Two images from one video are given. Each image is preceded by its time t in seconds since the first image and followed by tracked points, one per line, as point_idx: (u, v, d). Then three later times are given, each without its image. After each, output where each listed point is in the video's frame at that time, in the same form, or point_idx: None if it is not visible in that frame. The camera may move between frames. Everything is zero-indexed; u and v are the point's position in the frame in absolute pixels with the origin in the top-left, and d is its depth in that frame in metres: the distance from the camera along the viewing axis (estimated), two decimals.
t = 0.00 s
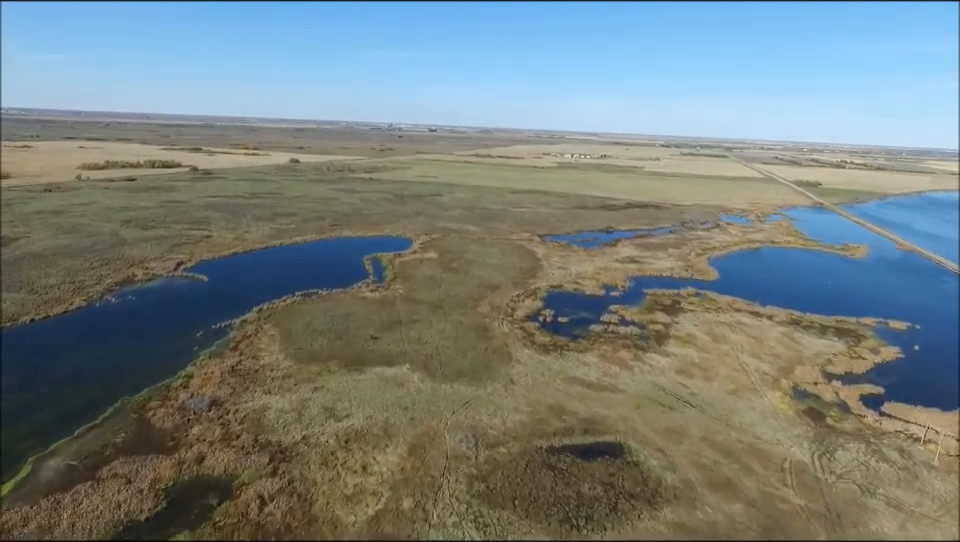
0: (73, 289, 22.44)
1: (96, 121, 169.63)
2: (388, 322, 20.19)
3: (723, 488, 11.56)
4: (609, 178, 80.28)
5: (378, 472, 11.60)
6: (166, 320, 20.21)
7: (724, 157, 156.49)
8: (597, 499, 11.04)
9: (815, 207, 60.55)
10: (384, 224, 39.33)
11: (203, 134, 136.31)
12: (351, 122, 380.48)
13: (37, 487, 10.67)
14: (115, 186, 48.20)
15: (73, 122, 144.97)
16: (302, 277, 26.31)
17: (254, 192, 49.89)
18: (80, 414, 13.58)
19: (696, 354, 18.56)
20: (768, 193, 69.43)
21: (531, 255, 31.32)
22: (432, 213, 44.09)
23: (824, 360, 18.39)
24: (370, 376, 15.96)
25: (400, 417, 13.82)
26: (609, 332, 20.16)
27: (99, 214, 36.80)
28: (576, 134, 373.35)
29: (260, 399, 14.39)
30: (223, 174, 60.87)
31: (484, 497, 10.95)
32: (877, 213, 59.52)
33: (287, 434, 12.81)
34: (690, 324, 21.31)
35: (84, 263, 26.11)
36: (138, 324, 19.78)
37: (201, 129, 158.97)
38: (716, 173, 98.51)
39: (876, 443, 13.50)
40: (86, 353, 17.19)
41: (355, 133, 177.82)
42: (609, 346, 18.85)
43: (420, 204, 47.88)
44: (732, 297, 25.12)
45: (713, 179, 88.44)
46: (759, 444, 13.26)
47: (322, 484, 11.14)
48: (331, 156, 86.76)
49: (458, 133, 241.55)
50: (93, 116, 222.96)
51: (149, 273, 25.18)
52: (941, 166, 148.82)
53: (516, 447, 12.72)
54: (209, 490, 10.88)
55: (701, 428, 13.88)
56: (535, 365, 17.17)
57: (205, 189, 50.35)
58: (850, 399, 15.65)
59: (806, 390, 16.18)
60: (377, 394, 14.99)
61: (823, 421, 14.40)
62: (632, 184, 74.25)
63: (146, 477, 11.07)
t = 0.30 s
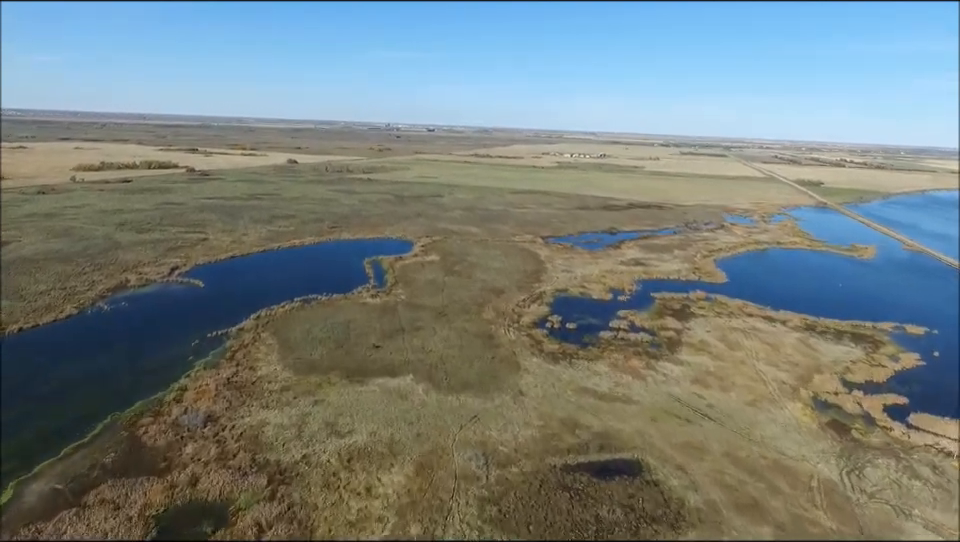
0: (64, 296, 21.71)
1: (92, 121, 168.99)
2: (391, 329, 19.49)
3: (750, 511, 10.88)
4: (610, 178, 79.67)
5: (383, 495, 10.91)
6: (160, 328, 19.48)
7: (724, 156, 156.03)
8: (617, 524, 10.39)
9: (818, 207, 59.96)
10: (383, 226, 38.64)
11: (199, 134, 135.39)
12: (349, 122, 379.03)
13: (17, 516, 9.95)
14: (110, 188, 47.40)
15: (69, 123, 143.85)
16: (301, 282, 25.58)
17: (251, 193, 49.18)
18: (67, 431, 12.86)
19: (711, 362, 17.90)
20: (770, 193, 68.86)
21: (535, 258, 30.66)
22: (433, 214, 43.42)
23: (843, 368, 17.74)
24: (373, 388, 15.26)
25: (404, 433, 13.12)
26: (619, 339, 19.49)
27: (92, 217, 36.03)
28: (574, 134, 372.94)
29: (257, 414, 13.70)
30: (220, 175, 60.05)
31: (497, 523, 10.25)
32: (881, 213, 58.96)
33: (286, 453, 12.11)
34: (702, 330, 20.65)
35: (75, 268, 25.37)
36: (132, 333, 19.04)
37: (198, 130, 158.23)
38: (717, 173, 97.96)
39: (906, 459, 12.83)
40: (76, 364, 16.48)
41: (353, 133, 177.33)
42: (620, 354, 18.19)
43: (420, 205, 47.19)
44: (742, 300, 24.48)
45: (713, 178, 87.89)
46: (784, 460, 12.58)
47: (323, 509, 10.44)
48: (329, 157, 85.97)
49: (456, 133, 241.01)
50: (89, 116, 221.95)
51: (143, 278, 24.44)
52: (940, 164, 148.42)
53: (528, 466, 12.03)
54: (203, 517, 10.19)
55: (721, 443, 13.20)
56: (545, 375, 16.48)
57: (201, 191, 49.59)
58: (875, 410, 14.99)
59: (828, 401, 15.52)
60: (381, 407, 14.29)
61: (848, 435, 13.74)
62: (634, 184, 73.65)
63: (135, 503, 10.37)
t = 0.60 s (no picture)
0: (54, 303, 20.96)
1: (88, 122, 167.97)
2: (393, 337, 18.79)
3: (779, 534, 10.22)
4: (610, 178, 79.04)
5: (388, 521, 10.23)
6: (154, 337, 18.76)
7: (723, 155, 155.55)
8: None
9: (821, 206, 59.39)
10: (383, 228, 37.92)
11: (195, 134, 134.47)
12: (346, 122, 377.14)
13: None
14: (104, 190, 46.58)
15: (64, 124, 142.70)
16: (300, 286, 24.85)
17: (248, 195, 48.40)
18: (50, 451, 12.10)
19: (726, 370, 17.24)
20: (772, 192, 68.28)
21: (539, 261, 29.99)
22: (433, 215, 42.73)
23: (863, 376, 17.10)
24: (375, 401, 14.56)
25: (410, 450, 12.42)
26: (629, 347, 18.83)
27: (85, 220, 35.25)
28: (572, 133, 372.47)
29: (254, 431, 13.00)
30: (216, 176, 59.24)
31: None
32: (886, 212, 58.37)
33: (285, 474, 11.42)
34: (715, 337, 20.00)
35: (67, 274, 24.61)
36: (123, 342, 18.25)
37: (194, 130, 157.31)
38: (716, 172, 97.61)
39: (939, 476, 12.18)
40: (66, 375, 15.76)
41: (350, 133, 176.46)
42: (631, 362, 17.51)
43: (420, 206, 46.48)
44: (753, 304, 23.82)
45: (714, 177, 87.33)
46: (811, 478, 11.92)
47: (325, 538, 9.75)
48: (327, 157, 85.12)
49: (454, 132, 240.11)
50: (85, 117, 220.72)
51: (137, 284, 23.69)
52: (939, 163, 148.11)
53: (542, 487, 11.35)
54: None
55: (744, 460, 12.53)
56: (554, 386, 15.80)
57: (197, 192, 48.80)
58: (901, 422, 14.34)
59: (851, 412, 14.86)
60: (385, 422, 13.58)
61: (876, 450, 13.09)
62: (635, 183, 73.01)
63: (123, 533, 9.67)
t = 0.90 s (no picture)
0: (43, 310, 20.22)
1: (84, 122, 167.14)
2: (395, 345, 18.10)
3: None
4: (611, 178, 78.43)
5: None
6: (147, 346, 18.05)
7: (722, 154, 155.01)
8: None
9: (824, 206, 58.82)
10: (383, 229, 37.22)
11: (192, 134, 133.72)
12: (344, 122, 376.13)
13: None
14: (98, 191, 45.79)
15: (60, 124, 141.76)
16: (298, 292, 24.13)
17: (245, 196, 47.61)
18: (33, 471, 11.40)
19: (742, 379, 16.58)
20: (774, 192, 67.71)
21: (543, 264, 29.32)
22: (434, 216, 42.03)
23: (884, 385, 16.46)
24: (379, 416, 13.86)
25: (416, 470, 11.73)
26: (641, 355, 18.16)
27: (78, 222, 34.48)
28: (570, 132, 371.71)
29: (250, 449, 12.29)
30: (213, 177, 58.46)
31: None
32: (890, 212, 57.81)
33: (283, 498, 10.73)
34: (727, 343, 19.35)
35: (58, 279, 23.87)
36: (115, 352, 17.53)
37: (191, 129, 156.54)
38: (717, 171, 97.01)
39: None
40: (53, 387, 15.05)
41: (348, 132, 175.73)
42: (644, 371, 16.85)
43: (420, 207, 45.78)
44: (764, 309, 23.18)
45: (715, 177, 86.75)
46: (840, 499, 11.26)
47: None
48: (325, 157, 84.33)
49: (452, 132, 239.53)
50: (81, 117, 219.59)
51: (129, 289, 22.95)
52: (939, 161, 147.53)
53: (557, 510, 10.67)
54: None
55: (768, 478, 11.87)
56: (565, 397, 15.12)
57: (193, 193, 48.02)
58: (930, 435, 13.69)
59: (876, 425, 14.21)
60: (388, 438, 12.90)
61: (905, 466, 12.44)
62: (636, 183, 72.38)
63: None
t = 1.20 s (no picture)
0: (30, 317, 19.46)
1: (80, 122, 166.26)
2: (398, 354, 17.41)
3: None
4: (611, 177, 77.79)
5: None
6: (139, 354, 17.33)
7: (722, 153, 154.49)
8: None
9: (828, 206, 58.21)
10: (383, 231, 36.51)
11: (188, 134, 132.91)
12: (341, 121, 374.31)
13: None
14: (92, 192, 44.95)
15: (56, 124, 140.85)
16: (296, 297, 23.44)
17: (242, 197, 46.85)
18: (12, 495, 10.65)
19: (759, 389, 15.92)
20: (777, 191, 67.11)
21: (547, 266, 28.66)
22: (434, 217, 41.35)
23: (907, 395, 15.80)
24: (381, 431, 13.18)
25: (422, 491, 11.04)
26: (652, 363, 17.49)
27: (71, 225, 33.68)
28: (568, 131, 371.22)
29: (245, 469, 11.58)
30: (209, 178, 57.54)
31: None
32: (894, 211, 57.24)
33: (281, 525, 10.06)
34: (741, 350, 18.70)
35: (47, 284, 23.11)
36: (106, 361, 16.80)
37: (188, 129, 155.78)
38: (717, 171, 96.41)
39: None
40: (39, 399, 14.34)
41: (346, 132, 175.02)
42: (657, 381, 16.17)
43: (419, 208, 45.10)
44: (776, 313, 22.51)
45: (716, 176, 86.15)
46: (873, 522, 10.60)
47: None
48: (323, 157, 83.54)
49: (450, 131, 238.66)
50: (77, 117, 218.33)
51: (121, 295, 22.20)
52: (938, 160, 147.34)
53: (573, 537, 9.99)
54: None
55: (796, 499, 11.20)
56: (576, 410, 14.42)
57: (189, 194, 47.22)
58: None
59: (903, 438, 13.56)
60: (391, 456, 12.21)
61: (938, 484, 11.78)
62: (637, 183, 71.72)
63: None
